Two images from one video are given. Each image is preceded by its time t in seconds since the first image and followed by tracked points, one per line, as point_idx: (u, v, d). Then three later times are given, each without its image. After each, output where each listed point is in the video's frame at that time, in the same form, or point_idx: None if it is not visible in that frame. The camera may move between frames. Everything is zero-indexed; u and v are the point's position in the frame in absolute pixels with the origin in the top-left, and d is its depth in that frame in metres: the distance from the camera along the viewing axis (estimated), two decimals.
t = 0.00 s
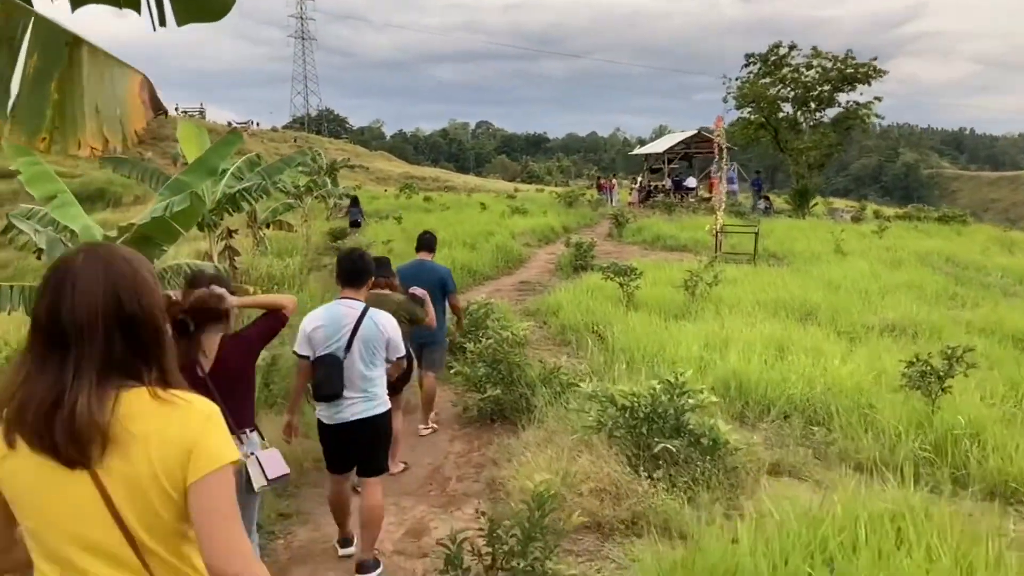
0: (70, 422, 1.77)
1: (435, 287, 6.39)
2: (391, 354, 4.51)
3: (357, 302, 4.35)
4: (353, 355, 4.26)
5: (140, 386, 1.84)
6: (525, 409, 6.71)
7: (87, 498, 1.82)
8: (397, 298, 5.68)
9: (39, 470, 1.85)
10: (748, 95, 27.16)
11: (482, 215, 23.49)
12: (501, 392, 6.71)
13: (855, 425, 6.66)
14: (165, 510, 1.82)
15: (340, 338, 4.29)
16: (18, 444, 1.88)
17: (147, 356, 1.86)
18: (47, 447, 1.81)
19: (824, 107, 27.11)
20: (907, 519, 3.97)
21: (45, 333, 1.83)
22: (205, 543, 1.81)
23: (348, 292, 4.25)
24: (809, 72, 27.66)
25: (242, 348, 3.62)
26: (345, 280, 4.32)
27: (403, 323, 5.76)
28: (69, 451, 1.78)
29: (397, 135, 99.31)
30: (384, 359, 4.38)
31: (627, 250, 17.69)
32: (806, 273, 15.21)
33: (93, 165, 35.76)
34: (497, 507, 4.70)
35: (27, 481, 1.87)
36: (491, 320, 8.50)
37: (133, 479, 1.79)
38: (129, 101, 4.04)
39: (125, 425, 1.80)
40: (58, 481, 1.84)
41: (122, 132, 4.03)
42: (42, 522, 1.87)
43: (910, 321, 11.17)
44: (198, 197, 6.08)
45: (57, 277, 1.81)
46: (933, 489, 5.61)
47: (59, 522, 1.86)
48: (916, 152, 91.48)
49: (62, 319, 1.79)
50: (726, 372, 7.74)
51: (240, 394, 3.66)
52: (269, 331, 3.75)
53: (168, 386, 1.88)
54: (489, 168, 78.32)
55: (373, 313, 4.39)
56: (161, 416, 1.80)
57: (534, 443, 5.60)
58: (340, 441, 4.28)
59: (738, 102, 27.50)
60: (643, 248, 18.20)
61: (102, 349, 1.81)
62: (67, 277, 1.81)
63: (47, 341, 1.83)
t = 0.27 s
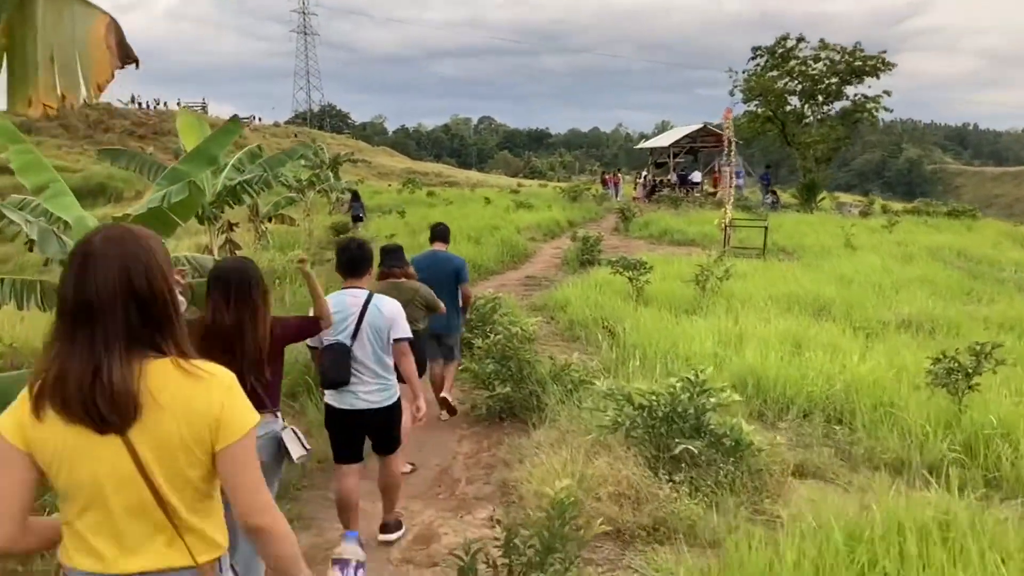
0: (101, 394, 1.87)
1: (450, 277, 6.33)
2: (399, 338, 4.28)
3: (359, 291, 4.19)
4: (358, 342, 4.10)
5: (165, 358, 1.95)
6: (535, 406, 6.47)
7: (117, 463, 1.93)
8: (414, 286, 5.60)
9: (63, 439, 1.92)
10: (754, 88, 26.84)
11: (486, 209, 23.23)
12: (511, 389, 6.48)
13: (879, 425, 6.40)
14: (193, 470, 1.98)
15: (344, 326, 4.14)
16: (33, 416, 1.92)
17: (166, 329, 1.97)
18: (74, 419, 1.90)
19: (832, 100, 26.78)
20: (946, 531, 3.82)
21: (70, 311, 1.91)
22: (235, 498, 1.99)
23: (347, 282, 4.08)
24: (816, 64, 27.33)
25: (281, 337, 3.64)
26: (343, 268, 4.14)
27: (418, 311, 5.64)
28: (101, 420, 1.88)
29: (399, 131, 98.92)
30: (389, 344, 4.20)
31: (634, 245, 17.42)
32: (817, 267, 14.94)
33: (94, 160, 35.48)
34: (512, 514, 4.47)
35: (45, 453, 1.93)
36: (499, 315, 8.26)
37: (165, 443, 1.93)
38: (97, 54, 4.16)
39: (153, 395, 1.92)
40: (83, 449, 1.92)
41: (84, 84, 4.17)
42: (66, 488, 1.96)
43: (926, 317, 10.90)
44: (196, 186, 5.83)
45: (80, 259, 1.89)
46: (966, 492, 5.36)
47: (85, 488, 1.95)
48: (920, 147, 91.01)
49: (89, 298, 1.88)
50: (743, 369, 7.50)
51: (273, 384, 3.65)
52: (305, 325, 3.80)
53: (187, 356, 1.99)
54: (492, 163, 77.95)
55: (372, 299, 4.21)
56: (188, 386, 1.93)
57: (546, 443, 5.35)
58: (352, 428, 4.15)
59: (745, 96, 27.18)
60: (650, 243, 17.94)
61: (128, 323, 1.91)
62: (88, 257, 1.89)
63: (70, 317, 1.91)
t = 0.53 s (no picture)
0: (120, 377, 1.92)
1: (467, 270, 6.49)
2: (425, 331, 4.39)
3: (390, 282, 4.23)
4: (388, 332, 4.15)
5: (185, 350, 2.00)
6: (549, 408, 6.18)
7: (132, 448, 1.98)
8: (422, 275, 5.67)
9: (84, 420, 1.98)
10: (762, 83, 26.52)
11: (490, 205, 22.94)
12: (524, 389, 6.20)
13: (908, 427, 6.13)
14: (200, 464, 2.01)
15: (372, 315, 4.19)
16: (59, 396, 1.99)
17: (191, 322, 2.03)
18: (96, 400, 1.96)
19: (840, 95, 26.47)
20: (998, 549, 3.58)
21: (102, 297, 1.99)
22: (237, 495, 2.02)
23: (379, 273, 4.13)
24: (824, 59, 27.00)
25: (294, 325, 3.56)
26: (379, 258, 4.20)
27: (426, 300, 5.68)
28: (119, 403, 1.94)
29: (401, 128, 98.56)
30: (417, 337, 4.27)
31: (641, 240, 17.15)
32: (829, 263, 14.67)
33: (93, 156, 35.16)
34: (530, 527, 4.20)
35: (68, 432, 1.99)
36: (509, 311, 7.97)
37: (173, 434, 1.96)
38: None
39: (168, 384, 1.95)
40: (102, 431, 1.97)
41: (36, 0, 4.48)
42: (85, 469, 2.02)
43: (946, 313, 10.63)
44: (194, 175, 5.56)
45: (122, 246, 1.99)
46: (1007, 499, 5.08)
47: (102, 469, 2.01)
48: (923, 145, 90.84)
49: (121, 283, 1.97)
50: (764, 367, 7.20)
51: (291, 374, 3.61)
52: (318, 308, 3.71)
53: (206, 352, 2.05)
54: (493, 160, 77.54)
55: (406, 290, 4.27)
56: (204, 377, 1.98)
57: (563, 447, 5.05)
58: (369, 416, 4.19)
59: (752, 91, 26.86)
60: (658, 238, 17.68)
61: (155, 311, 1.98)
62: (126, 247, 1.99)
63: (102, 302, 1.98)
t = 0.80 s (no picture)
0: (150, 356, 1.98)
1: (483, 264, 6.46)
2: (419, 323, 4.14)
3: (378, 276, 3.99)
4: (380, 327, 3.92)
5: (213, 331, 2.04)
6: (557, 413, 5.88)
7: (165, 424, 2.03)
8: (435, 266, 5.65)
9: (122, 396, 2.06)
10: (767, 78, 26.17)
11: (492, 202, 22.63)
12: (532, 393, 5.89)
13: (934, 433, 5.81)
14: (226, 442, 2.04)
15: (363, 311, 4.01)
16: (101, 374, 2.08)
17: (222, 303, 2.08)
18: (131, 376, 2.03)
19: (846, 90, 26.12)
20: None
21: (135, 279, 2.05)
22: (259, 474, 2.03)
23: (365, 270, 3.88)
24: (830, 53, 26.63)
25: (318, 333, 3.39)
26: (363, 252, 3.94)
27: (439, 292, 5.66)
28: (151, 380, 2.00)
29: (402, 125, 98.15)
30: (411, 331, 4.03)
31: (646, 237, 16.83)
32: (839, 261, 14.35)
33: (90, 154, 34.78)
34: (540, 547, 3.90)
35: (110, 408, 2.08)
36: (515, 311, 7.67)
37: (198, 410, 2.00)
38: None
39: (194, 362, 1.99)
40: (138, 407, 2.04)
41: None
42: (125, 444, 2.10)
43: (963, 312, 10.32)
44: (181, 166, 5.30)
45: (160, 227, 2.05)
46: None
47: (139, 444, 2.08)
48: (926, 142, 90.48)
49: (151, 265, 2.02)
50: (780, 368, 6.90)
51: (310, 382, 3.41)
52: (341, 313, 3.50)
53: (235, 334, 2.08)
54: (495, 158, 77.11)
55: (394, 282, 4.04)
56: (228, 356, 2.01)
57: (573, 457, 4.74)
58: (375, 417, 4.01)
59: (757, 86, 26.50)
60: (663, 235, 17.36)
61: (185, 292, 2.02)
62: (159, 231, 2.06)
63: (136, 285, 2.04)
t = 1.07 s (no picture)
0: (205, 329, 2.06)
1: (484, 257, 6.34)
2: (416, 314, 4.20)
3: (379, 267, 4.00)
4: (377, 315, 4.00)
5: (259, 307, 2.15)
6: (562, 416, 5.59)
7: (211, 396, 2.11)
8: (450, 263, 5.66)
9: (167, 371, 2.10)
10: (771, 72, 25.85)
11: (492, 198, 22.33)
12: (535, 396, 5.60)
13: (957, 439, 5.53)
14: (269, 413, 2.15)
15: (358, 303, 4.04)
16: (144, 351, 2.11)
17: (264, 284, 2.19)
18: (179, 352, 2.09)
19: (851, 85, 25.81)
20: None
21: (183, 257, 2.13)
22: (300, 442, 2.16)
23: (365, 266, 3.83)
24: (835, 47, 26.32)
25: (342, 317, 3.53)
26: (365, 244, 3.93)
27: (452, 288, 5.64)
28: (202, 354, 2.07)
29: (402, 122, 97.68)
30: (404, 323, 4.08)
31: (649, 234, 16.54)
32: (847, 257, 14.06)
33: (86, 150, 34.43)
34: (544, 566, 3.62)
35: (151, 385, 2.11)
36: (515, 309, 7.37)
37: (248, 383, 2.10)
38: None
39: (244, 336, 2.09)
40: (184, 382, 2.10)
41: None
42: (165, 420, 2.14)
43: (977, 309, 10.03)
44: (162, 156, 4.97)
45: (207, 211, 2.14)
46: None
47: (182, 419, 2.13)
48: (927, 139, 90.17)
49: (201, 245, 2.12)
50: (793, 370, 6.61)
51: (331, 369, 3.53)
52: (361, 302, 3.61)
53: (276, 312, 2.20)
54: (494, 154, 76.66)
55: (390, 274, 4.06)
56: (275, 331, 2.13)
57: (579, 467, 4.46)
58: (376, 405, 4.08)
59: (761, 80, 26.18)
60: (666, 232, 17.06)
61: (235, 270, 2.13)
62: (206, 213, 2.15)
63: (184, 264, 2.13)
